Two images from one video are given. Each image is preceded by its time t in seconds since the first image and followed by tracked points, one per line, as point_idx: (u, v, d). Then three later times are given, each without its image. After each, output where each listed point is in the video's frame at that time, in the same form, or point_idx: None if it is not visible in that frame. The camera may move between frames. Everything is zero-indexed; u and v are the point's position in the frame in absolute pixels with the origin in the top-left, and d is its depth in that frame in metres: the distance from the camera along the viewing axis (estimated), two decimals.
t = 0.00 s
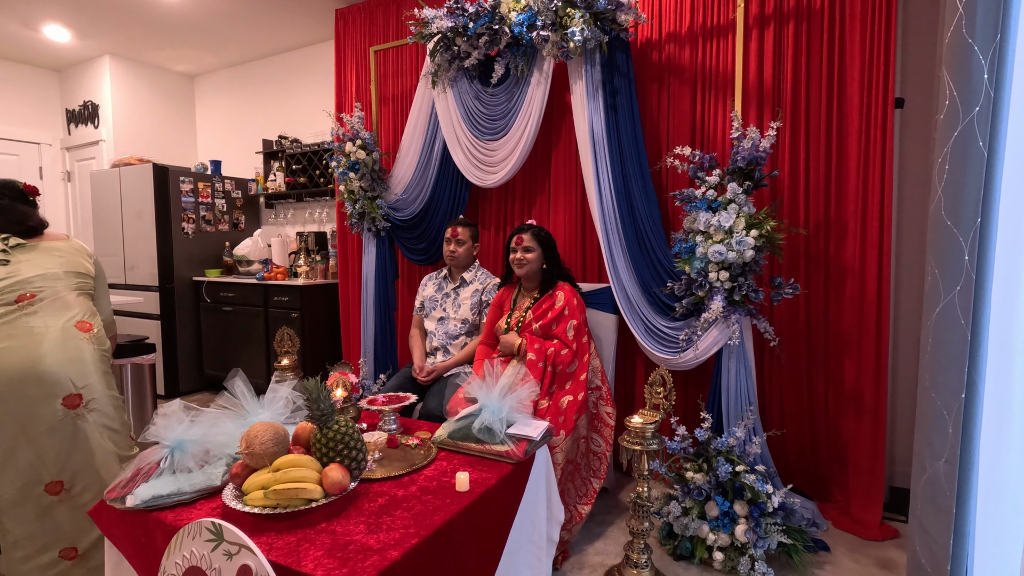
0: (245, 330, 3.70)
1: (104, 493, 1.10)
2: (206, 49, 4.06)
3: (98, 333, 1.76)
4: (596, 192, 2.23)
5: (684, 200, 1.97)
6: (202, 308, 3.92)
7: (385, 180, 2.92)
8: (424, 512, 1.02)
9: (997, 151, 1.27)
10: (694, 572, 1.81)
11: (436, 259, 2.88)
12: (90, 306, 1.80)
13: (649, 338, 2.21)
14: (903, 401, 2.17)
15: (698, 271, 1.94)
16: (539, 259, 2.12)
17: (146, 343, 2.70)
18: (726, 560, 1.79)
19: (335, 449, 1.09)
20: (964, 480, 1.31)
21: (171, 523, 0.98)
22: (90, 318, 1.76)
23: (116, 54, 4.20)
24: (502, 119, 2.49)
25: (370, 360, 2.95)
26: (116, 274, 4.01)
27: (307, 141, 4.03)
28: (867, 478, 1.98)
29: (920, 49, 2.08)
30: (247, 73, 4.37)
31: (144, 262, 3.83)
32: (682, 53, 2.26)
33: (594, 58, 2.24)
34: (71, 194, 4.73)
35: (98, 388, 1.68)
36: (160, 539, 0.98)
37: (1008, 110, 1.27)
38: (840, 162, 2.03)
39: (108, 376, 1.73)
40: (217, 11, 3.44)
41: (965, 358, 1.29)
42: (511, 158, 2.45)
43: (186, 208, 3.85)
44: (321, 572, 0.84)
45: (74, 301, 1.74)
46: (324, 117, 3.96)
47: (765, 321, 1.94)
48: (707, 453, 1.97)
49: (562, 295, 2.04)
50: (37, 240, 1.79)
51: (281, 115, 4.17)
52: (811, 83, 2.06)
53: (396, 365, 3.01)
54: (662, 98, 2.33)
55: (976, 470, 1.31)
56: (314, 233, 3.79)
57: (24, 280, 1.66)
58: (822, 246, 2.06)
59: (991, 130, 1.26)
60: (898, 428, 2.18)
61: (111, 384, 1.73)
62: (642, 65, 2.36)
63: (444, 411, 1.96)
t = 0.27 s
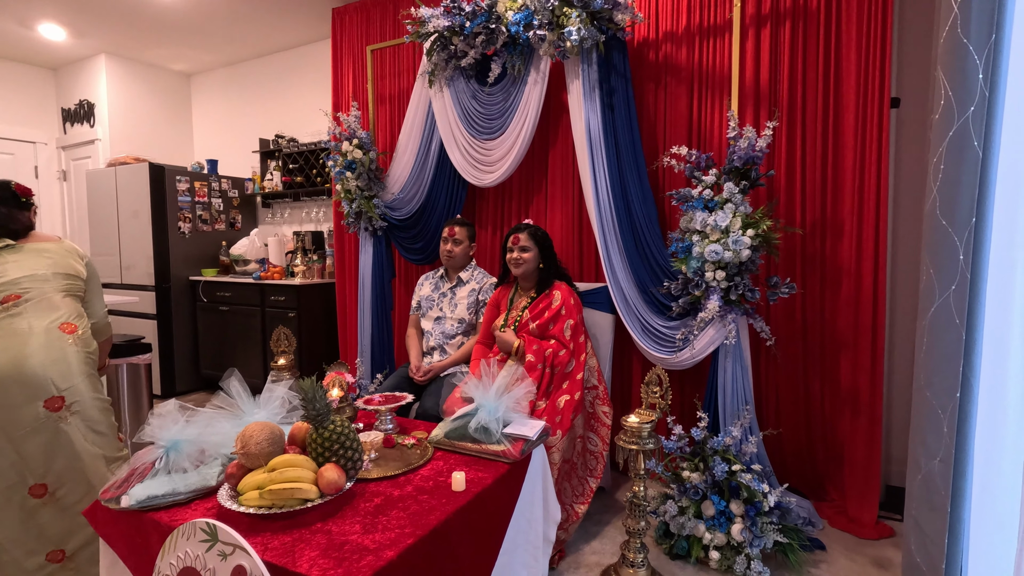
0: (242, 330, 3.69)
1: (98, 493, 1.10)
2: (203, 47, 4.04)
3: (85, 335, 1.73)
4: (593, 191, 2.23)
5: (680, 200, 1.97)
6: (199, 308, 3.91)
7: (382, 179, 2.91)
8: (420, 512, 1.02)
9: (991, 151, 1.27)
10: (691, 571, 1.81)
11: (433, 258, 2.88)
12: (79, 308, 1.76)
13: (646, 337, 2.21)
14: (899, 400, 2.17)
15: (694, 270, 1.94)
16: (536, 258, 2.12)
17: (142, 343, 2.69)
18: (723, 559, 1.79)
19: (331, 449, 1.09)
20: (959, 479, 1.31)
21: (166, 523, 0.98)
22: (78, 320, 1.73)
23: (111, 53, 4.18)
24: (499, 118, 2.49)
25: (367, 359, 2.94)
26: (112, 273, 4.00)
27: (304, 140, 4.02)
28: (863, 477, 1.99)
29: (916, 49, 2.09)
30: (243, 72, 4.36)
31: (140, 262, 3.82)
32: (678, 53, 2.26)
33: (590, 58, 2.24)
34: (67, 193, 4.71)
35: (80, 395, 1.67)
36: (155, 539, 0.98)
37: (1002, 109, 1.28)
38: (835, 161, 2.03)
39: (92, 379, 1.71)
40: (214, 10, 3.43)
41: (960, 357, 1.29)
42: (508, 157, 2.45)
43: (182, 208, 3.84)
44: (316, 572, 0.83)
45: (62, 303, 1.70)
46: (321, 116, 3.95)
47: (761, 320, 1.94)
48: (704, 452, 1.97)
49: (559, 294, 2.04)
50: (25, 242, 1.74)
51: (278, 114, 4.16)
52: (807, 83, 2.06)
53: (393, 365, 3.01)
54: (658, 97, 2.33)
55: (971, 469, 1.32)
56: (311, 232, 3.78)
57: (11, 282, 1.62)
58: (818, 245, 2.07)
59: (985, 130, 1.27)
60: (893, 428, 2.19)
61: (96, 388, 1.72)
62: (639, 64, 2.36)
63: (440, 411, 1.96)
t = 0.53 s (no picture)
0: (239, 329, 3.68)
1: (94, 493, 1.09)
2: (199, 46, 4.03)
3: (74, 337, 1.71)
4: (591, 190, 2.23)
5: (678, 199, 1.97)
6: (196, 307, 3.90)
7: (380, 178, 2.90)
8: (417, 511, 1.01)
9: (988, 150, 1.27)
10: (688, 570, 1.81)
11: (431, 257, 2.87)
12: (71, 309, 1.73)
13: (644, 336, 2.21)
14: (896, 399, 2.18)
15: (691, 269, 1.94)
16: (533, 257, 2.11)
17: (139, 343, 2.68)
18: (720, 558, 1.80)
19: (328, 449, 1.09)
20: (955, 477, 1.32)
21: (162, 523, 0.98)
22: (67, 321, 1.70)
23: (108, 51, 4.16)
24: (496, 117, 2.49)
25: (364, 358, 2.94)
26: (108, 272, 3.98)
27: (301, 138, 4.01)
28: (860, 475, 1.99)
29: (913, 48, 2.09)
30: (240, 70, 4.34)
31: (137, 261, 3.80)
32: (676, 52, 2.25)
33: (588, 57, 2.24)
34: (63, 192, 4.69)
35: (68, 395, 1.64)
36: (151, 539, 0.98)
37: (999, 109, 1.28)
38: (833, 161, 2.03)
39: (81, 382, 1.69)
40: (210, 8, 3.42)
41: (956, 356, 1.30)
42: (506, 156, 2.45)
43: (179, 207, 3.83)
44: (313, 572, 0.83)
45: (52, 305, 1.67)
46: (318, 115, 3.94)
47: (758, 319, 1.94)
48: (701, 451, 1.97)
49: (556, 293, 2.03)
50: (19, 242, 1.69)
51: (275, 112, 4.15)
52: (804, 82, 2.07)
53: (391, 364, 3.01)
54: (656, 96, 2.33)
55: (967, 467, 1.32)
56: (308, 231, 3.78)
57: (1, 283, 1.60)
58: (815, 245, 2.07)
59: (982, 129, 1.27)
60: (890, 426, 2.20)
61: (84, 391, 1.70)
62: (637, 63, 2.36)
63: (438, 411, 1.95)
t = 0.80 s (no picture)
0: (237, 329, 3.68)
1: (92, 493, 1.09)
2: (197, 45, 4.02)
3: (66, 336, 1.70)
4: (589, 190, 2.23)
5: (676, 199, 1.97)
6: (194, 307, 3.89)
7: (378, 177, 2.90)
8: (416, 511, 1.01)
9: (985, 150, 1.28)
10: (686, 569, 1.81)
11: (429, 257, 2.87)
12: (60, 305, 1.71)
13: (642, 336, 2.21)
14: (893, 398, 2.18)
15: (690, 269, 1.94)
16: (531, 257, 2.11)
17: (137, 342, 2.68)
18: (718, 557, 1.80)
19: (327, 448, 1.09)
20: (951, 476, 1.32)
21: (160, 523, 0.98)
22: (55, 318, 1.68)
23: (105, 50, 4.15)
24: (495, 117, 2.49)
25: (363, 358, 2.94)
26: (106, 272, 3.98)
27: (300, 138, 4.00)
28: (858, 474, 2.00)
29: (910, 48, 2.10)
30: (238, 70, 4.34)
31: (135, 261, 3.80)
32: (674, 52, 2.26)
33: (586, 56, 2.24)
34: (60, 191, 4.68)
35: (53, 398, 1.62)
36: (149, 539, 0.98)
37: (996, 109, 1.28)
38: (830, 160, 2.04)
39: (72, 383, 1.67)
40: (208, 7, 3.41)
41: (953, 355, 1.30)
42: (505, 155, 2.45)
43: (177, 206, 3.82)
44: (311, 572, 0.83)
45: (45, 303, 1.66)
46: (316, 115, 3.94)
47: (756, 319, 1.95)
48: (700, 450, 1.97)
49: (555, 292, 2.03)
50: (13, 234, 1.66)
51: (273, 112, 4.15)
52: (802, 82, 2.07)
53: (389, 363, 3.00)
54: (654, 96, 2.33)
55: (964, 467, 1.32)
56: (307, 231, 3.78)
57: None
58: (813, 244, 2.08)
59: (979, 129, 1.27)
60: (888, 425, 2.20)
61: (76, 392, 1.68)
62: (635, 63, 2.36)
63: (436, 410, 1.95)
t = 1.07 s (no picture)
0: (236, 329, 3.67)
1: (91, 494, 1.09)
2: (196, 45, 4.02)
3: (66, 339, 1.62)
4: (589, 190, 2.23)
5: (676, 199, 1.97)
6: (193, 307, 3.89)
7: (377, 177, 2.90)
8: (415, 511, 1.01)
9: (984, 150, 1.28)
10: (686, 569, 1.81)
11: (428, 257, 2.87)
12: (61, 306, 1.62)
13: (641, 336, 2.21)
14: (893, 398, 2.19)
15: (689, 269, 1.94)
16: (527, 257, 2.12)
17: (137, 343, 2.68)
18: (717, 557, 1.80)
19: (326, 449, 1.09)
20: (951, 477, 1.32)
21: (159, 523, 0.98)
22: (53, 321, 1.60)
23: (104, 49, 4.15)
24: (494, 117, 2.49)
25: (363, 359, 2.94)
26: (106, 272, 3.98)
27: (299, 138, 4.00)
28: (857, 474, 2.00)
29: (910, 48, 2.10)
30: (238, 70, 4.34)
31: (134, 261, 3.80)
32: (674, 52, 2.26)
33: (586, 57, 2.24)
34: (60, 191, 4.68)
35: (51, 401, 1.57)
36: (148, 540, 0.98)
37: (995, 109, 1.28)
38: (830, 160, 2.04)
39: (69, 387, 1.62)
40: (207, 7, 3.41)
41: (953, 356, 1.30)
42: (504, 155, 2.45)
43: (177, 206, 3.82)
44: (310, 572, 0.83)
45: (43, 304, 1.59)
46: (316, 115, 3.94)
47: (756, 319, 1.95)
48: (699, 450, 1.97)
49: (554, 292, 2.03)
50: (15, 229, 1.58)
51: (272, 112, 4.14)
52: (801, 83, 2.07)
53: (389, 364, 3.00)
54: (654, 96, 2.33)
55: (963, 467, 1.32)
56: (306, 231, 3.78)
57: None
58: (813, 244, 2.08)
59: (978, 129, 1.27)
60: (887, 425, 2.20)
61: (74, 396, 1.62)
62: (634, 63, 2.36)
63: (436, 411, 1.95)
